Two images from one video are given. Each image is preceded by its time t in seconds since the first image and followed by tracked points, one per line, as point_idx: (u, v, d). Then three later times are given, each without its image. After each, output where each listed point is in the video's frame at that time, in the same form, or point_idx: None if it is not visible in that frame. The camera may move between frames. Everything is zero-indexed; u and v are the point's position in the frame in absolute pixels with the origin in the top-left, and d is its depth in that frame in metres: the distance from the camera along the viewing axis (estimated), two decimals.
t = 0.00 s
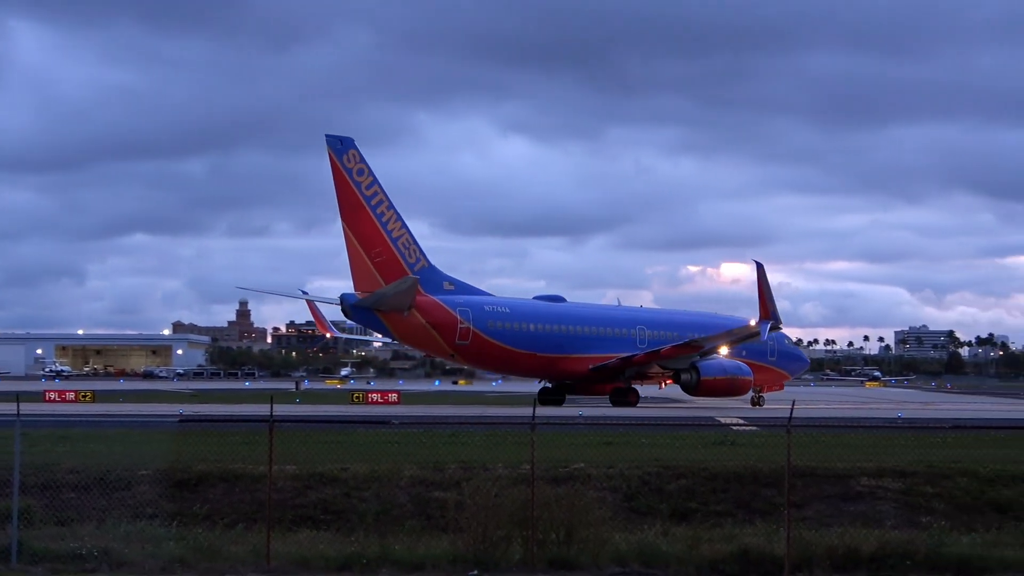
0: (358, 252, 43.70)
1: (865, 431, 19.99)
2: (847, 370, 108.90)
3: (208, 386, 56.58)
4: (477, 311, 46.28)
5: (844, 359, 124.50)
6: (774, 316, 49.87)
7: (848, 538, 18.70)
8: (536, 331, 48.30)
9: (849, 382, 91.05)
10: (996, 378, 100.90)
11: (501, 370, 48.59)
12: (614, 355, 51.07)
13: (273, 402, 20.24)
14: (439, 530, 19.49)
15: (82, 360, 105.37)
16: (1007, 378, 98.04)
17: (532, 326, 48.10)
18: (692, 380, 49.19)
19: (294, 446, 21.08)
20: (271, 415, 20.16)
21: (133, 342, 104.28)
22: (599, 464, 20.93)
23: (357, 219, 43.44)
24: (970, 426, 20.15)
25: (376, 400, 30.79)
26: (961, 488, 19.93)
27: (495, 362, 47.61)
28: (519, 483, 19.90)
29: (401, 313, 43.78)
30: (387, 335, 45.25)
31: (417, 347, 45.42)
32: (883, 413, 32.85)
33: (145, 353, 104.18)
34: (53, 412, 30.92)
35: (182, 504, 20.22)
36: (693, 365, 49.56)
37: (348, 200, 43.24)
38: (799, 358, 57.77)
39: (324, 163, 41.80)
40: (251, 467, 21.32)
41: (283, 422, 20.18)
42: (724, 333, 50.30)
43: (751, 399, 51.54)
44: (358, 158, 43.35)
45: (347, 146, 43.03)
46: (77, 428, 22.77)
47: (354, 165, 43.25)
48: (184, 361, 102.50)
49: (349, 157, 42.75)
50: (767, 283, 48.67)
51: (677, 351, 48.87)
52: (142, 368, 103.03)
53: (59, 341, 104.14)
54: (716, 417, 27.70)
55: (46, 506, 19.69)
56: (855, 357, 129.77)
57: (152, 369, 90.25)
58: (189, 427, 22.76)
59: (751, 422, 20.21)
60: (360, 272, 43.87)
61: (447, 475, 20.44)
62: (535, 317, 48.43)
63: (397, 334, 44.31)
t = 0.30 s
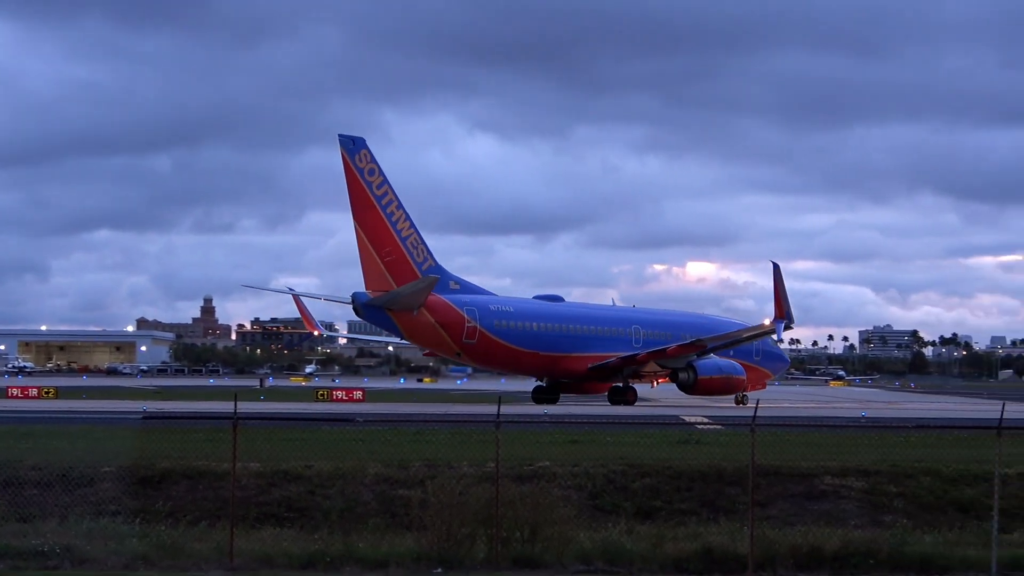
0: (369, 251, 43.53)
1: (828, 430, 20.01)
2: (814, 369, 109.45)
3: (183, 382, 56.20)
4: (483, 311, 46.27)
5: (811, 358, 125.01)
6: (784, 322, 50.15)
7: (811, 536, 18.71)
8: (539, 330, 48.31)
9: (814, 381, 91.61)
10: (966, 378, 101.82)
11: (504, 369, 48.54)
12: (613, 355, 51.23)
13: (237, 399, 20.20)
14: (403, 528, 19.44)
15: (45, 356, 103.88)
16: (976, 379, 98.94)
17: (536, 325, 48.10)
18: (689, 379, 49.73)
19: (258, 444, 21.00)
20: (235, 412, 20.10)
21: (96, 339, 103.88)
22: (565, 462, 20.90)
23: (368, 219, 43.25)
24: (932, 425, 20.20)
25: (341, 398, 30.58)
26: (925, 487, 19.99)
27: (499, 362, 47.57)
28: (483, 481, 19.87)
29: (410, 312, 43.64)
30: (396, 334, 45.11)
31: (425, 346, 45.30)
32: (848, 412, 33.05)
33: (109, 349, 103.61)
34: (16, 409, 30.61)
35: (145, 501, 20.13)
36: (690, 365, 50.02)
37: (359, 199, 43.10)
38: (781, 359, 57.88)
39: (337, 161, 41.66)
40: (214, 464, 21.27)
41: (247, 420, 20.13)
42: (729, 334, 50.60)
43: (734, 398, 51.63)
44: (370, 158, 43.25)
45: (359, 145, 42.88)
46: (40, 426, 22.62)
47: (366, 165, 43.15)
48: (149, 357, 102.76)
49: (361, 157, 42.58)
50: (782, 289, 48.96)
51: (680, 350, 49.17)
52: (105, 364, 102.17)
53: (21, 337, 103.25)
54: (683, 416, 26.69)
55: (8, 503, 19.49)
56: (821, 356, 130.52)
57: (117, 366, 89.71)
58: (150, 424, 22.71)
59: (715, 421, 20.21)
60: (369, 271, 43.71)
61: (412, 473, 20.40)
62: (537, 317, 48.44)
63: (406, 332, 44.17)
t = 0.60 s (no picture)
0: (380, 253, 43.27)
1: (793, 430, 20.05)
2: (779, 370, 109.89)
3: (160, 382, 55.67)
4: (488, 311, 46.23)
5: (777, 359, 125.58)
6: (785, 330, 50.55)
7: (776, 536, 18.71)
8: (540, 331, 48.31)
9: (780, 381, 92.14)
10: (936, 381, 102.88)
11: (504, 370, 48.50)
12: (609, 355, 51.34)
13: (201, 397, 20.11)
14: (367, 528, 19.40)
15: (8, 356, 100.52)
16: (946, 381, 99.94)
17: (537, 326, 48.11)
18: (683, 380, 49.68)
19: (221, 443, 20.93)
20: (199, 410, 20.00)
21: (61, 336, 101.85)
22: (530, 461, 20.89)
23: (378, 220, 42.99)
24: (895, 425, 20.26)
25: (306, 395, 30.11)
26: (888, 487, 20.05)
27: (502, 362, 47.52)
28: (448, 481, 19.84)
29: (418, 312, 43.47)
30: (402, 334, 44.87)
31: (431, 347, 45.17)
32: (813, 413, 33.19)
33: (73, 348, 102.46)
34: None
35: (108, 500, 20.02)
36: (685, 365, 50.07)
37: (370, 201, 42.74)
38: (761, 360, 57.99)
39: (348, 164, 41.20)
40: (178, 464, 21.20)
41: (212, 420, 20.06)
42: (726, 337, 50.89)
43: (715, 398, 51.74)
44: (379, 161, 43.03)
45: (370, 147, 42.60)
46: None
47: (375, 167, 42.92)
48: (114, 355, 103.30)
49: (372, 158, 42.30)
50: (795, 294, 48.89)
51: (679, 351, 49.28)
52: (70, 362, 101.31)
53: None
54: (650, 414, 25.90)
55: None
56: (788, 357, 131.21)
57: (80, 365, 89.37)
58: (112, 423, 22.65)
59: (681, 421, 20.24)
60: (379, 273, 43.48)
61: (377, 473, 20.36)
62: (538, 317, 48.45)
63: (414, 333, 43.96)
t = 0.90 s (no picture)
0: (389, 256, 43.08)
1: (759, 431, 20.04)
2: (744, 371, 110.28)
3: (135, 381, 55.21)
4: (491, 313, 46.26)
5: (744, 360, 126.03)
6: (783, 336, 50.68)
7: (740, 537, 18.66)
8: (540, 333, 48.35)
9: (745, 382, 92.49)
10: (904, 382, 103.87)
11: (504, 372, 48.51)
12: (605, 357, 51.38)
13: (166, 396, 20.01)
14: (332, 528, 19.33)
15: None
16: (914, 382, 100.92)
17: (537, 329, 48.14)
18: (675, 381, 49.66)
19: (186, 441, 20.89)
20: (164, 409, 19.91)
21: (25, 335, 99.78)
22: (496, 461, 20.86)
23: (386, 224, 42.72)
24: (860, 427, 20.28)
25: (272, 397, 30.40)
26: (853, 488, 20.06)
27: (503, 365, 47.54)
28: (414, 481, 19.80)
29: (425, 314, 43.48)
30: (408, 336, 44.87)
31: (434, 348, 45.14)
32: (778, 413, 33.29)
33: (38, 347, 100.26)
34: None
35: (72, 499, 19.92)
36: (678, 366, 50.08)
37: (380, 205, 42.45)
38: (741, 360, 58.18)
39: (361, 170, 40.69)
40: (143, 463, 21.13)
41: (177, 419, 19.98)
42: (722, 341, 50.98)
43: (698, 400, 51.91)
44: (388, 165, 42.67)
45: (380, 151, 42.09)
46: None
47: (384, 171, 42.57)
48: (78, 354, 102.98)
49: (383, 163, 41.73)
50: (801, 301, 49.01)
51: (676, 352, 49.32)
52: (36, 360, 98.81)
53: None
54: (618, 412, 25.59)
55: None
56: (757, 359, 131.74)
57: (43, 363, 88.63)
58: (75, 422, 22.55)
59: (647, 422, 20.26)
60: (388, 275, 43.31)
61: (342, 473, 20.31)
62: (538, 320, 48.48)
63: (421, 335, 43.99)
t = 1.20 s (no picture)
0: (394, 260, 42.67)
1: (730, 436, 19.69)
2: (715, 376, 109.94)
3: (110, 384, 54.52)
4: (493, 318, 45.86)
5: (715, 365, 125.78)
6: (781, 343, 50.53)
7: (710, 544, 18.28)
8: (539, 338, 47.97)
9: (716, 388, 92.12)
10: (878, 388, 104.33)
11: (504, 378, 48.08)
12: (599, 362, 51.10)
13: (124, 400, 19.59)
14: (295, 534, 18.91)
15: None
16: (888, 388, 101.34)
17: (536, 333, 47.75)
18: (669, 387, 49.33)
19: (146, 446, 20.52)
20: (123, 413, 19.49)
21: None
22: (462, 466, 20.48)
23: (392, 227, 42.32)
24: (832, 432, 19.92)
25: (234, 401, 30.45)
26: (825, 494, 19.72)
27: (504, 370, 47.11)
28: (378, 486, 19.41)
29: (430, 319, 42.99)
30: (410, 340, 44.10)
31: (438, 353, 44.61)
32: (750, 418, 33.03)
33: None
34: None
35: (28, 505, 19.47)
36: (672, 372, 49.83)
37: (386, 209, 42.06)
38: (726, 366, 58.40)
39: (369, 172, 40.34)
40: (102, 468, 20.74)
41: (137, 423, 19.57)
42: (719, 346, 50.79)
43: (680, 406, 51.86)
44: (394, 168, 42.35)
45: (386, 154, 41.80)
46: None
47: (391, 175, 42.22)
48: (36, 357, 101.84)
49: (390, 166, 41.41)
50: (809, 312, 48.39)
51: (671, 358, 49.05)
52: None
53: None
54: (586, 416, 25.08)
55: None
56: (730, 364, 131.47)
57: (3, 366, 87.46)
58: (30, 426, 22.11)
59: (616, 428, 19.91)
60: (393, 279, 42.91)
61: (305, 478, 19.92)
62: (537, 324, 48.11)
63: (425, 340, 43.30)
